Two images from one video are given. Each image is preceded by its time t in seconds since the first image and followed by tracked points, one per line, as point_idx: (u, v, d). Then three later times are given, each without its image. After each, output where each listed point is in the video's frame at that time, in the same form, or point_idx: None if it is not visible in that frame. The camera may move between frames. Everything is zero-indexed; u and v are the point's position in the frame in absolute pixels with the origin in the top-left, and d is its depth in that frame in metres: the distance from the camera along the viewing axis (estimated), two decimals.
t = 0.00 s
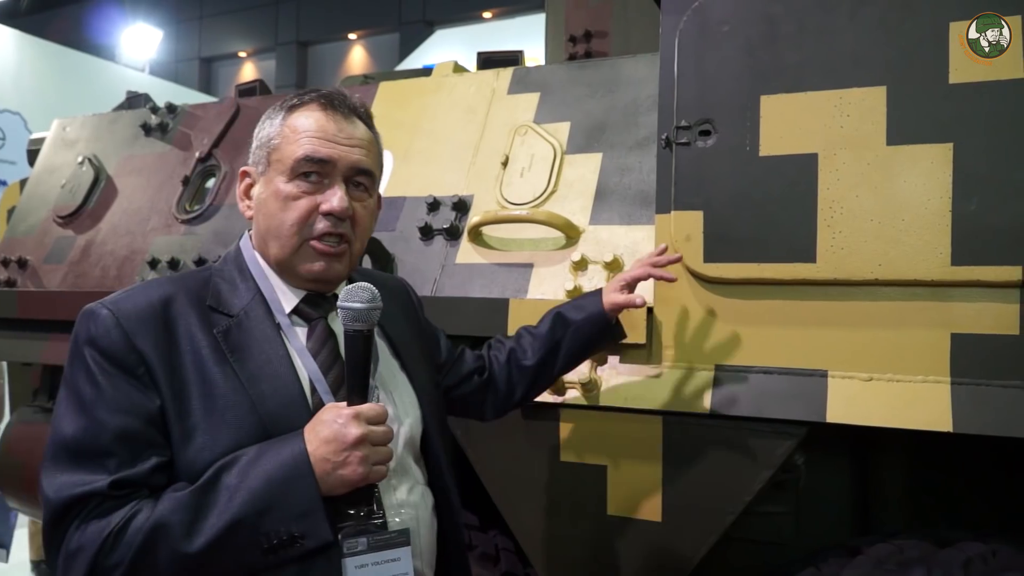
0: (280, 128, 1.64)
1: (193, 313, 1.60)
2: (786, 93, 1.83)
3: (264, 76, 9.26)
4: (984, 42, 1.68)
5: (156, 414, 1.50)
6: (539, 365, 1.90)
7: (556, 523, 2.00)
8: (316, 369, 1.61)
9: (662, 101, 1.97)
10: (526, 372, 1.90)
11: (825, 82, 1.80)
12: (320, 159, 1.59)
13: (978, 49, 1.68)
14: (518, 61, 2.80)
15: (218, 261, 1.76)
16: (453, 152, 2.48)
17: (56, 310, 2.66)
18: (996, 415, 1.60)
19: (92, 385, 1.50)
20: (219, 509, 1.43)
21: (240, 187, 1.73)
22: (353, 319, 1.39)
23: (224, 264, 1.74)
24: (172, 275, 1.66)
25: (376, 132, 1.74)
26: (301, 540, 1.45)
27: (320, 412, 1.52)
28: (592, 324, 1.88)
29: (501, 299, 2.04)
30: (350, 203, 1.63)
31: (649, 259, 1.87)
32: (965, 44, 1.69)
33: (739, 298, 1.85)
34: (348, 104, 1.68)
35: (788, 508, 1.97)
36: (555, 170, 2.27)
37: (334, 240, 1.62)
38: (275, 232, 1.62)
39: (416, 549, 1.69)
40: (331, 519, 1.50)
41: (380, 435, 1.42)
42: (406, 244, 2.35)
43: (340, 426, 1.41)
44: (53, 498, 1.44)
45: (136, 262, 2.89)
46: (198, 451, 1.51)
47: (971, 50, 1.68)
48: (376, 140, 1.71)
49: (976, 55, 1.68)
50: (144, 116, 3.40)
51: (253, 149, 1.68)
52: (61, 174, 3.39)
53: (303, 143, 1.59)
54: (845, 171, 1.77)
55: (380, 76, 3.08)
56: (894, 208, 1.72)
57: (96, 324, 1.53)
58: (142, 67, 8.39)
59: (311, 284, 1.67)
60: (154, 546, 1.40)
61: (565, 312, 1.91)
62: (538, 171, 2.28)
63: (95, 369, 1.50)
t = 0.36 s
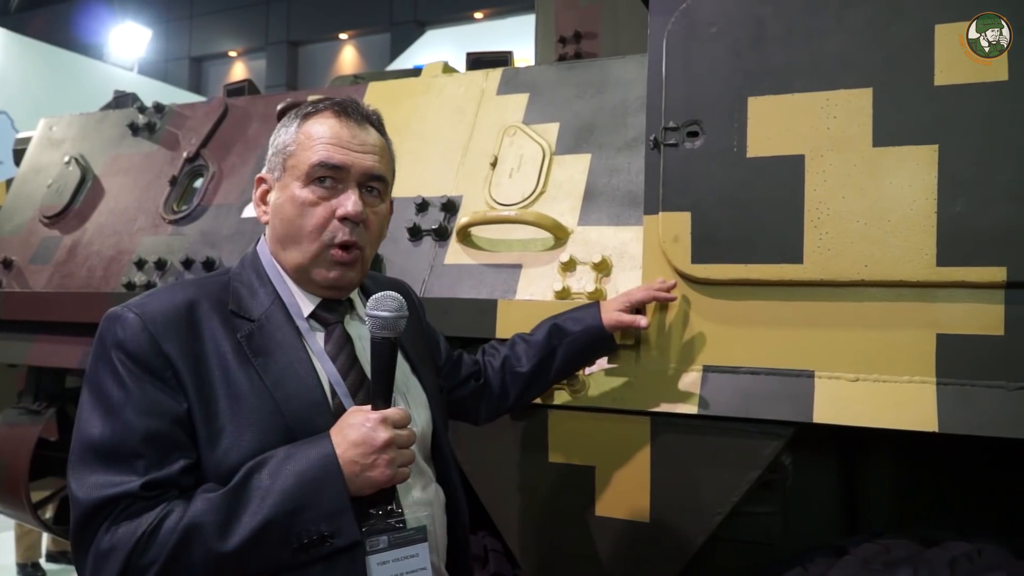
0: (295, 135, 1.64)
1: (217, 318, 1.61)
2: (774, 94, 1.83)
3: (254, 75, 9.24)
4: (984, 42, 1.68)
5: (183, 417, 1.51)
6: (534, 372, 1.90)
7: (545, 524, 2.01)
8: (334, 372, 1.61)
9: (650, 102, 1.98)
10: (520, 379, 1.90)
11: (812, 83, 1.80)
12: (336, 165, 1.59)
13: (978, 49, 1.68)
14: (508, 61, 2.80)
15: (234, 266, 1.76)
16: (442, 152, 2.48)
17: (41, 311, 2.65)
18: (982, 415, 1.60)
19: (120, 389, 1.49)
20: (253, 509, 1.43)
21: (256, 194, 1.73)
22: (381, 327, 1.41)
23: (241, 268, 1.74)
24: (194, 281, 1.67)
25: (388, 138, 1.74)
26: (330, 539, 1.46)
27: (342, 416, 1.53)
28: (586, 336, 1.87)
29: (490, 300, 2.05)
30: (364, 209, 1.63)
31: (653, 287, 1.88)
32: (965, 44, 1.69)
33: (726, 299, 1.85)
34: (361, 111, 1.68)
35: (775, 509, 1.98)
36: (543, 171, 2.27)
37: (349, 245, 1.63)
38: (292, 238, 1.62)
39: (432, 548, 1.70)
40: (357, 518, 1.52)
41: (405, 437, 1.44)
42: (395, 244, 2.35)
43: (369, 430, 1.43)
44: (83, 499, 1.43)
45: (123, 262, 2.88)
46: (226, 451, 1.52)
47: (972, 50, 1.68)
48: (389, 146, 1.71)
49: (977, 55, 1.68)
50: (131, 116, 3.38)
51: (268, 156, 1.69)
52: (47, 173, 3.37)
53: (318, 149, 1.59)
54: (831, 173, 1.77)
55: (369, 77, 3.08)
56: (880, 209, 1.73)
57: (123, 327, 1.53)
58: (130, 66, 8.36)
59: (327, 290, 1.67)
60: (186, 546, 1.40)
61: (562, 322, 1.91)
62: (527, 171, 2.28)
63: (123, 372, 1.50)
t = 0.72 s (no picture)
0: (295, 139, 1.62)
1: (215, 321, 1.60)
2: (758, 97, 1.84)
3: (240, 73, 9.21)
4: (985, 42, 1.67)
5: (181, 420, 1.50)
6: (521, 376, 1.89)
7: (530, 526, 2.01)
8: (331, 377, 1.61)
9: (635, 103, 1.98)
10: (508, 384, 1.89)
11: (798, 87, 1.81)
12: (334, 171, 1.57)
13: (979, 49, 1.67)
14: (493, 62, 2.80)
15: (233, 267, 1.74)
16: (426, 153, 2.47)
17: (20, 309, 2.62)
18: (964, 418, 1.61)
19: (119, 391, 1.49)
20: (249, 512, 1.42)
21: (255, 196, 1.72)
22: (377, 335, 1.38)
23: (241, 270, 1.72)
24: (193, 281, 1.65)
25: (388, 142, 1.72)
26: (324, 544, 1.44)
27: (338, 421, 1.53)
28: (572, 341, 1.86)
29: (474, 301, 2.04)
30: (363, 215, 1.61)
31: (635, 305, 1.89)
32: (965, 44, 1.68)
33: (709, 301, 1.86)
34: (361, 115, 1.66)
35: (760, 511, 1.99)
36: (529, 172, 2.27)
37: (346, 251, 1.61)
38: (289, 242, 1.61)
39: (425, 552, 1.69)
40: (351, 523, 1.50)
41: (400, 444, 1.43)
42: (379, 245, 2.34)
43: (364, 436, 1.41)
44: (81, 500, 1.43)
45: (104, 260, 2.85)
46: (223, 454, 1.51)
47: (972, 50, 1.68)
48: (389, 151, 1.69)
49: (977, 55, 1.68)
50: (113, 113, 3.36)
51: (268, 159, 1.67)
52: (28, 170, 3.35)
53: (317, 154, 1.57)
54: (815, 176, 1.78)
55: (355, 76, 3.07)
56: (863, 213, 1.73)
57: (123, 329, 1.53)
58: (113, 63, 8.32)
59: (324, 294, 1.66)
60: (183, 548, 1.40)
61: (547, 326, 1.90)
62: (512, 172, 2.27)
63: (121, 374, 1.49)
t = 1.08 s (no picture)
0: (284, 143, 1.61)
1: (201, 321, 1.59)
2: (746, 98, 1.84)
3: (229, 73, 9.20)
4: (984, 42, 1.67)
5: (163, 420, 1.50)
6: (510, 382, 1.88)
7: (517, 527, 2.01)
8: (316, 380, 1.59)
9: (623, 104, 1.98)
10: (496, 390, 1.89)
11: (786, 87, 1.81)
12: (322, 180, 1.56)
13: (978, 49, 1.67)
14: (481, 62, 2.80)
15: (223, 267, 1.74)
16: (414, 153, 2.47)
17: (5, 310, 2.61)
18: (952, 419, 1.61)
19: (102, 390, 1.49)
20: (227, 514, 1.42)
21: (244, 196, 1.71)
22: (362, 341, 1.35)
23: (230, 270, 1.72)
24: (181, 281, 1.65)
25: (379, 147, 1.70)
26: (301, 548, 1.44)
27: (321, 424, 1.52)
28: (560, 348, 1.86)
29: (462, 302, 2.04)
30: (349, 224, 1.61)
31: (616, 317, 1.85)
32: (965, 44, 1.68)
33: (696, 302, 1.85)
34: (352, 120, 1.64)
35: (747, 512, 2.00)
36: (516, 173, 2.26)
37: (332, 261, 1.61)
38: (275, 248, 1.61)
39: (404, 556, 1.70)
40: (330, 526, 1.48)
41: (380, 450, 1.42)
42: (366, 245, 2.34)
43: (344, 442, 1.40)
44: (62, 497, 1.43)
45: (90, 261, 2.84)
46: (205, 454, 1.51)
47: (971, 50, 1.68)
48: (379, 158, 1.67)
49: (976, 55, 1.67)
50: (100, 113, 3.35)
51: (258, 161, 1.66)
52: (14, 171, 3.33)
53: (305, 162, 1.56)
54: (803, 177, 1.78)
55: (343, 76, 3.07)
56: (851, 214, 1.73)
57: (108, 328, 1.53)
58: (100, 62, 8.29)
59: (309, 300, 1.67)
60: (161, 549, 1.40)
61: (536, 333, 1.89)
62: (500, 173, 2.27)
63: (105, 373, 1.50)
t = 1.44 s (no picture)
0: (259, 141, 1.59)
1: (180, 319, 1.59)
2: (741, 96, 1.83)
3: (224, 75, 9.21)
4: (984, 42, 1.66)
5: (143, 419, 1.50)
6: (501, 382, 1.88)
7: (513, 528, 2.00)
8: (298, 377, 1.60)
9: (617, 103, 1.97)
10: (487, 390, 1.88)
11: (780, 85, 1.80)
12: (299, 178, 1.56)
13: (978, 49, 1.66)
14: (476, 62, 2.80)
15: (201, 266, 1.75)
16: (408, 154, 2.46)
17: None
18: (947, 419, 1.60)
19: (80, 389, 1.48)
20: (209, 513, 1.42)
21: (220, 196, 1.70)
22: (343, 336, 1.35)
23: (209, 269, 1.73)
24: (159, 279, 1.65)
25: (355, 143, 1.70)
26: (284, 547, 1.45)
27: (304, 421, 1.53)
28: (557, 350, 1.85)
29: (456, 302, 2.03)
30: (329, 221, 1.60)
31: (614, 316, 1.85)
32: (965, 44, 1.67)
33: (691, 301, 1.85)
34: (327, 116, 1.63)
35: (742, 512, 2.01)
36: (511, 172, 2.26)
37: (313, 259, 1.61)
38: (255, 249, 1.60)
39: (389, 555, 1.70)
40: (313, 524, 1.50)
41: (363, 446, 1.41)
42: (361, 246, 2.34)
43: (327, 439, 1.39)
44: (40, 498, 1.42)
45: (84, 262, 2.84)
46: (185, 453, 1.51)
47: (971, 50, 1.66)
48: (356, 153, 1.67)
49: (976, 55, 1.66)
50: (94, 114, 3.35)
51: (234, 161, 1.65)
52: (8, 172, 3.33)
53: (282, 160, 1.55)
54: (797, 176, 1.77)
55: (337, 76, 3.06)
56: (846, 212, 1.73)
57: (85, 327, 1.52)
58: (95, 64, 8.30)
59: (291, 299, 1.66)
60: (141, 549, 1.39)
61: (530, 335, 1.87)
62: (494, 172, 2.26)
63: (82, 372, 1.49)
